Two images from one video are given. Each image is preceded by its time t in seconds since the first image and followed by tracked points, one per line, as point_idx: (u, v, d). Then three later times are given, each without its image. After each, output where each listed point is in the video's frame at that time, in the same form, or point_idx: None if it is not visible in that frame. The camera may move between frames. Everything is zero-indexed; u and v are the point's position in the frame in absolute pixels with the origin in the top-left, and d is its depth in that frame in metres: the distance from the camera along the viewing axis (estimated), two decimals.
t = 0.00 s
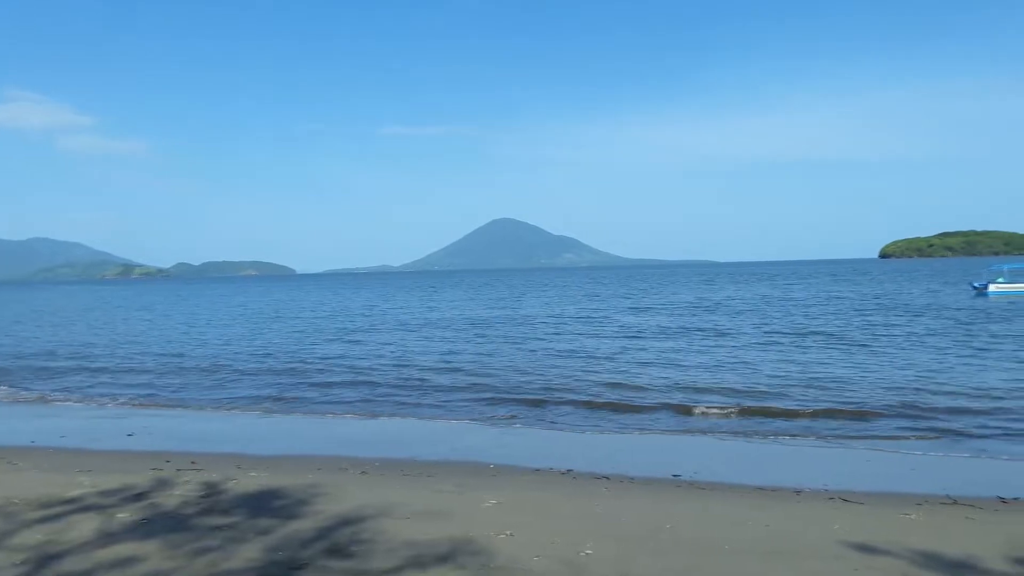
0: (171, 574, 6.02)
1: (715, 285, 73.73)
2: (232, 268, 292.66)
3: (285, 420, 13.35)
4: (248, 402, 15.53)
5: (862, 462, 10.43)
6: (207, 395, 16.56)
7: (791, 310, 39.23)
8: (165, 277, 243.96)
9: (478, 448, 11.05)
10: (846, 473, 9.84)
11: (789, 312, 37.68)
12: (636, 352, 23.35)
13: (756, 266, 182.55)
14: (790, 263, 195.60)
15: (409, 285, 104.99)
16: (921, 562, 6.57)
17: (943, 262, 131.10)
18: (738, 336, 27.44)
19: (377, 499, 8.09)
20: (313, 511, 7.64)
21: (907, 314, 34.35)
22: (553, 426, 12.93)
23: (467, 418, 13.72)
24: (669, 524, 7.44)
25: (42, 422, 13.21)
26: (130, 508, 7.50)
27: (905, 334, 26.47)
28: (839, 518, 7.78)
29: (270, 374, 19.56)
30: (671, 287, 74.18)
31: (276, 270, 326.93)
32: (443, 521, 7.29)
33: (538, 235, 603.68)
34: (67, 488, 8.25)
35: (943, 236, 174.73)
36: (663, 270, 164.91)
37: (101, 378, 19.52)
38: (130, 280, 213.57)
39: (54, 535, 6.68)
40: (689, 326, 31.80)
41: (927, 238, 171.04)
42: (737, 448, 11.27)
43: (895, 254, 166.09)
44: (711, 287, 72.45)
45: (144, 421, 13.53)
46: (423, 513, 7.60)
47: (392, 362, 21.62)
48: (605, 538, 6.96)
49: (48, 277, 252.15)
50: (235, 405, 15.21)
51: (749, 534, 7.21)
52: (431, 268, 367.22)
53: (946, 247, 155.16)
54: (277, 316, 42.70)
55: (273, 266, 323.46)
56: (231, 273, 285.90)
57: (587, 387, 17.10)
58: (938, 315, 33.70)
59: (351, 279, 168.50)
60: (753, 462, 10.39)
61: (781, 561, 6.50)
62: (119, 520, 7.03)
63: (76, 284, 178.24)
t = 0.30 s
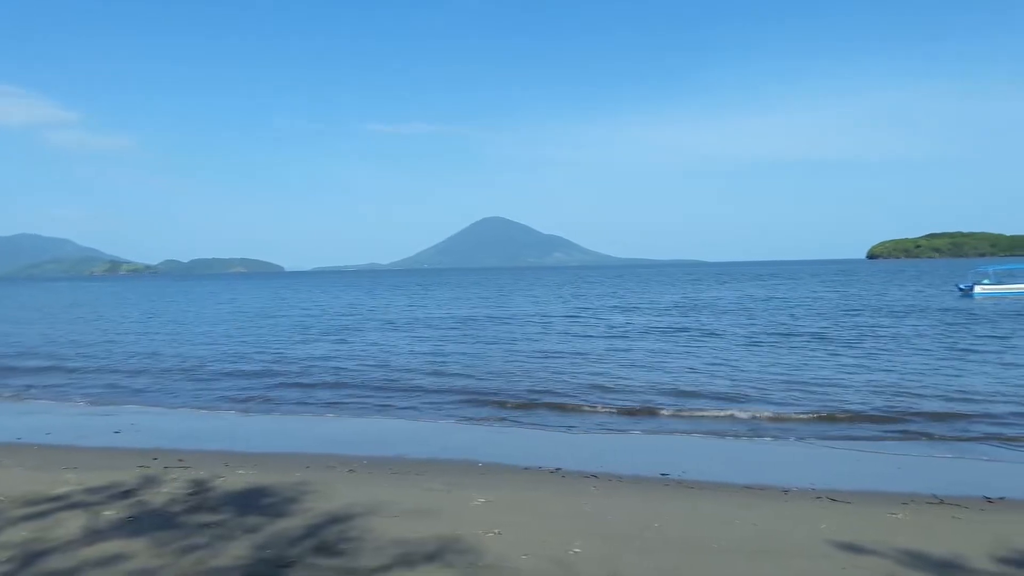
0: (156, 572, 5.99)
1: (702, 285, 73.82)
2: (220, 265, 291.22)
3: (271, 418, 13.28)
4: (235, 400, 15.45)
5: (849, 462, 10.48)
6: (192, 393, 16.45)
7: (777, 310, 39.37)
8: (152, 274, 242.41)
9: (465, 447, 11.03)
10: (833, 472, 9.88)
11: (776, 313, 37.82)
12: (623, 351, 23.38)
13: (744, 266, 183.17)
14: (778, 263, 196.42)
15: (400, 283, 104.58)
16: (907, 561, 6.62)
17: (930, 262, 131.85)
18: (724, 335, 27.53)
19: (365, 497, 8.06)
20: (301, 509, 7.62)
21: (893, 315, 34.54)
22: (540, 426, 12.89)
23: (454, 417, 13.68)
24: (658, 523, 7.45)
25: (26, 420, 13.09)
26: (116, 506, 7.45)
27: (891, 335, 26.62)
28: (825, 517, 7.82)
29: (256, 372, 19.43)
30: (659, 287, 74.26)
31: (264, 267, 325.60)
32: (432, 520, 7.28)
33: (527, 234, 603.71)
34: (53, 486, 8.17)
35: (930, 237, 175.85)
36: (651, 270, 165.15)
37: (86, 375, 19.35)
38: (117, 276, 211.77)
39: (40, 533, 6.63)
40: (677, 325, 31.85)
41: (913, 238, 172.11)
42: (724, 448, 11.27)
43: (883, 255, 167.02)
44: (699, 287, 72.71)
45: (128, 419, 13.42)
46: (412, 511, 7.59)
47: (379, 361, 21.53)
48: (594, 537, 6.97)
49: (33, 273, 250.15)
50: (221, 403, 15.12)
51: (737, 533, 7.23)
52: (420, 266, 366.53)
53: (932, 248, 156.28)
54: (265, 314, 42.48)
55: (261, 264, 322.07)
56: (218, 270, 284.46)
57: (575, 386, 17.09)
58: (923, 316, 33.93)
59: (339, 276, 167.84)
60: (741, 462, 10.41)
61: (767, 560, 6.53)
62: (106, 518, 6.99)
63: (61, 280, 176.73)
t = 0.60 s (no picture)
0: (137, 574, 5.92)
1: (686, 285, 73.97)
2: (203, 264, 289.26)
3: (254, 419, 13.17)
4: (218, 400, 15.34)
5: (833, 460, 10.53)
6: (174, 393, 16.30)
7: (760, 309, 39.53)
8: (133, 273, 240.36)
9: (451, 447, 10.98)
10: (817, 471, 9.91)
11: (759, 312, 38.00)
12: (607, 351, 23.40)
13: (728, 266, 184.00)
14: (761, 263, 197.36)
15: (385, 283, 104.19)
16: (890, 558, 6.65)
17: (912, 262, 132.95)
18: (708, 335, 27.62)
19: (351, 497, 8.01)
20: (285, 509, 7.58)
21: (875, 314, 34.76)
22: (525, 425, 12.85)
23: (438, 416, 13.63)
24: (643, 521, 7.45)
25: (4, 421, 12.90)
26: (98, 507, 7.38)
27: (874, 334, 26.79)
28: (809, 515, 7.85)
29: (238, 372, 19.27)
30: (643, 287, 74.33)
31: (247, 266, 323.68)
32: (417, 520, 7.24)
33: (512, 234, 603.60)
34: (33, 487, 8.08)
35: (912, 238, 177.27)
36: (636, 270, 165.38)
37: (65, 375, 19.11)
38: (100, 276, 210.20)
39: (19, 534, 6.55)
40: (660, 325, 31.92)
41: (895, 239, 173.37)
42: (710, 447, 11.29)
43: (865, 256, 168.57)
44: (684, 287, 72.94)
45: (109, 419, 13.28)
46: (397, 511, 7.55)
47: (362, 360, 21.41)
48: (580, 536, 6.95)
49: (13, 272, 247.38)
50: (203, 403, 14.99)
51: (723, 532, 7.21)
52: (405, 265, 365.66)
53: (914, 248, 157.50)
54: (249, 314, 42.19)
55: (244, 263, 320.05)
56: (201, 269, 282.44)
57: (559, 386, 17.08)
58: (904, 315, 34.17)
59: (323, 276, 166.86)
60: (726, 460, 10.43)
61: (753, 558, 6.54)
62: (87, 519, 6.92)
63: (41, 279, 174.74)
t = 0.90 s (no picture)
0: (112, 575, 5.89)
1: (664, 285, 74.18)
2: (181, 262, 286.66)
3: (231, 419, 13.09)
4: (196, 399, 15.26)
5: (808, 458, 10.64)
6: (149, 393, 16.13)
7: (738, 310, 39.80)
8: (110, 271, 237.65)
9: (429, 447, 10.96)
10: (793, 470, 10.00)
11: (737, 312, 38.25)
12: (586, 351, 23.47)
13: (707, 266, 184.89)
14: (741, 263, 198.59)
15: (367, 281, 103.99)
16: (863, 555, 6.74)
17: (889, 262, 134.53)
18: (686, 334, 27.78)
19: (329, 497, 8.00)
20: (263, 509, 7.55)
21: (851, 315, 35.10)
22: (502, 425, 12.88)
23: (416, 416, 13.62)
24: (621, 521, 7.49)
25: None
26: (73, 508, 7.32)
27: (850, 334, 27.12)
28: (785, 513, 7.93)
29: (215, 372, 19.12)
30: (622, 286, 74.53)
31: (226, 265, 321.01)
32: (396, 521, 7.24)
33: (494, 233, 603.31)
34: (6, 488, 8.00)
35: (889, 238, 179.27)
36: (616, 270, 165.76)
37: (37, 375, 18.86)
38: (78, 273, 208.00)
39: None
40: (638, 325, 32.04)
41: (872, 240, 175.14)
42: (687, 446, 11.37)
43: (842, 256, 170.05)
44: (665, 286, 73.48)
45: (83, 419, 13.14)
46: (376, 511, 7.54)
47: (341, 360, 21.32)
48: (558, 536, 6.98)
49: None
50: (179, 403, 14.86)
51: (699, 531, 7.26)
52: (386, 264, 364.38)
53: (891, 249, 159.10)
54: (228, 313, 41.99)
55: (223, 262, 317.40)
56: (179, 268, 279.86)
57: (537, 386, 17.12)
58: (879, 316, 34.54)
59: (302, 274, 165.73)
60: (703, 459, 10.50)
61: (729, 555, 6.60)
62: (62, 520, 6.87)
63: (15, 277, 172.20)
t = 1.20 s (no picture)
0: None
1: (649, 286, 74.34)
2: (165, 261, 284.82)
3: (213, 419, 13.03)
4: (179, 399, 15.20)
5: (792, 458, 10.70)
6: (132, 393, 16.02)
7: (722, 310, 40.00)
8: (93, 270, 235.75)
9: (414, 448, 10.96)
10: (777, 469, 10.06)
11: (722, 312, 38.42)
12: (571, 351, 23.52)
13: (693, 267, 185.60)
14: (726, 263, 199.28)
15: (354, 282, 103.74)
16: (843, 555, 6.79)
17: (872, 263, 135.50)
18: (670, 335, 27.89)
19: (312, 497, 7.98)
20: (245, 510, 7.53)
21: (834, 315, 35.34)
22: (486, 425, 12.90)
23: (400, 416, 13.61)
24: (604, 521, 7.51)
25: None
26: (53, 508, 7.28)
27: (835, 334, 27.28)
28: (767, 513, 7.98)
29: (198, 372, 19.01)
30: (607, 287, 74.61)
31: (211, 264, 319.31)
32: (378, 521, 7.24)
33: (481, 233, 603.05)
34: None
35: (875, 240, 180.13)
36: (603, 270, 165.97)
37: (18, 375, 18.69)
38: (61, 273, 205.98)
39: None
40: (623, 325, 32.13)
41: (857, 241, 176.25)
42: (671, 445, 11.42)
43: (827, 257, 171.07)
44: (651, 287, 73.72)
45: (64, 419, 13.04)
46: (358, 512, 7.53)
47: (325, 360, 21.26)
48: (541, 536, 7.00)
49: None
50: (162, 403, 14.77)
51: (681, 531, 7.30)
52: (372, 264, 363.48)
53: (874, 250, 160.22)
54: (213, 312, 41.83)
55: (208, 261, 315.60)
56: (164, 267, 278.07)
57: (521, 386, 17.14)
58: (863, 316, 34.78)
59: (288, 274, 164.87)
60: (687, 459, 10.55)
61: (710, 555, 6.64)
62: (42, 521, 6.83)
63: None
